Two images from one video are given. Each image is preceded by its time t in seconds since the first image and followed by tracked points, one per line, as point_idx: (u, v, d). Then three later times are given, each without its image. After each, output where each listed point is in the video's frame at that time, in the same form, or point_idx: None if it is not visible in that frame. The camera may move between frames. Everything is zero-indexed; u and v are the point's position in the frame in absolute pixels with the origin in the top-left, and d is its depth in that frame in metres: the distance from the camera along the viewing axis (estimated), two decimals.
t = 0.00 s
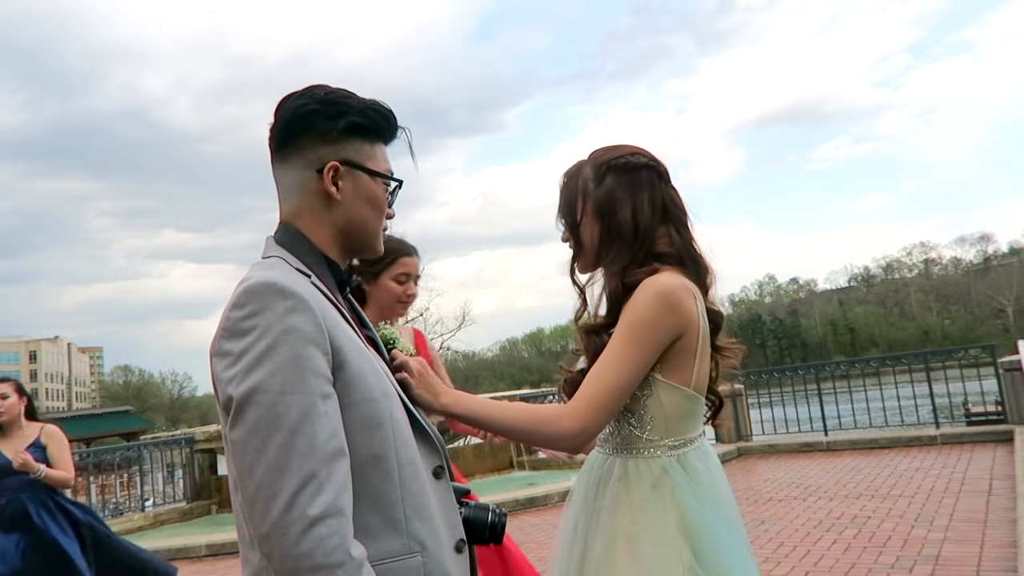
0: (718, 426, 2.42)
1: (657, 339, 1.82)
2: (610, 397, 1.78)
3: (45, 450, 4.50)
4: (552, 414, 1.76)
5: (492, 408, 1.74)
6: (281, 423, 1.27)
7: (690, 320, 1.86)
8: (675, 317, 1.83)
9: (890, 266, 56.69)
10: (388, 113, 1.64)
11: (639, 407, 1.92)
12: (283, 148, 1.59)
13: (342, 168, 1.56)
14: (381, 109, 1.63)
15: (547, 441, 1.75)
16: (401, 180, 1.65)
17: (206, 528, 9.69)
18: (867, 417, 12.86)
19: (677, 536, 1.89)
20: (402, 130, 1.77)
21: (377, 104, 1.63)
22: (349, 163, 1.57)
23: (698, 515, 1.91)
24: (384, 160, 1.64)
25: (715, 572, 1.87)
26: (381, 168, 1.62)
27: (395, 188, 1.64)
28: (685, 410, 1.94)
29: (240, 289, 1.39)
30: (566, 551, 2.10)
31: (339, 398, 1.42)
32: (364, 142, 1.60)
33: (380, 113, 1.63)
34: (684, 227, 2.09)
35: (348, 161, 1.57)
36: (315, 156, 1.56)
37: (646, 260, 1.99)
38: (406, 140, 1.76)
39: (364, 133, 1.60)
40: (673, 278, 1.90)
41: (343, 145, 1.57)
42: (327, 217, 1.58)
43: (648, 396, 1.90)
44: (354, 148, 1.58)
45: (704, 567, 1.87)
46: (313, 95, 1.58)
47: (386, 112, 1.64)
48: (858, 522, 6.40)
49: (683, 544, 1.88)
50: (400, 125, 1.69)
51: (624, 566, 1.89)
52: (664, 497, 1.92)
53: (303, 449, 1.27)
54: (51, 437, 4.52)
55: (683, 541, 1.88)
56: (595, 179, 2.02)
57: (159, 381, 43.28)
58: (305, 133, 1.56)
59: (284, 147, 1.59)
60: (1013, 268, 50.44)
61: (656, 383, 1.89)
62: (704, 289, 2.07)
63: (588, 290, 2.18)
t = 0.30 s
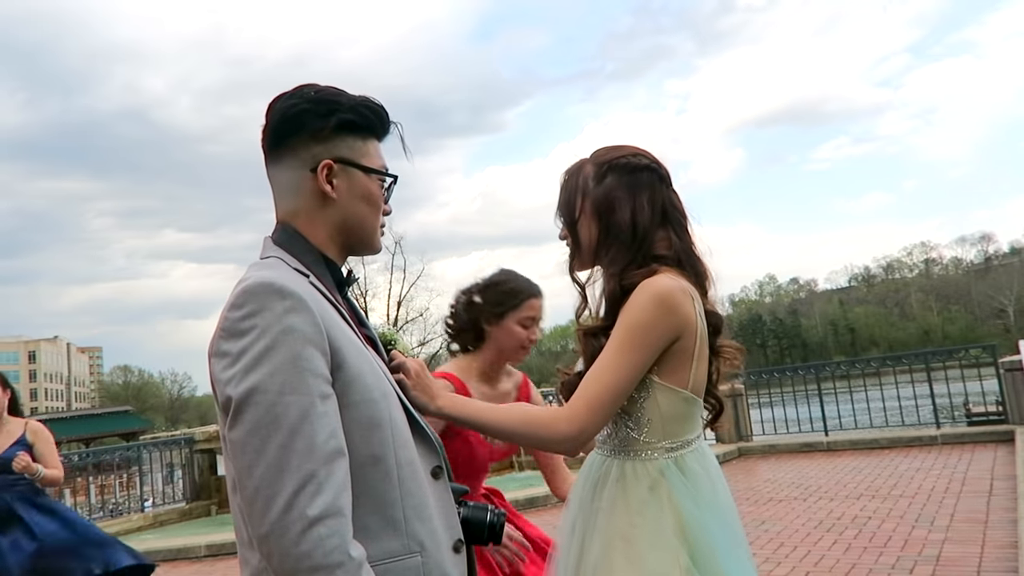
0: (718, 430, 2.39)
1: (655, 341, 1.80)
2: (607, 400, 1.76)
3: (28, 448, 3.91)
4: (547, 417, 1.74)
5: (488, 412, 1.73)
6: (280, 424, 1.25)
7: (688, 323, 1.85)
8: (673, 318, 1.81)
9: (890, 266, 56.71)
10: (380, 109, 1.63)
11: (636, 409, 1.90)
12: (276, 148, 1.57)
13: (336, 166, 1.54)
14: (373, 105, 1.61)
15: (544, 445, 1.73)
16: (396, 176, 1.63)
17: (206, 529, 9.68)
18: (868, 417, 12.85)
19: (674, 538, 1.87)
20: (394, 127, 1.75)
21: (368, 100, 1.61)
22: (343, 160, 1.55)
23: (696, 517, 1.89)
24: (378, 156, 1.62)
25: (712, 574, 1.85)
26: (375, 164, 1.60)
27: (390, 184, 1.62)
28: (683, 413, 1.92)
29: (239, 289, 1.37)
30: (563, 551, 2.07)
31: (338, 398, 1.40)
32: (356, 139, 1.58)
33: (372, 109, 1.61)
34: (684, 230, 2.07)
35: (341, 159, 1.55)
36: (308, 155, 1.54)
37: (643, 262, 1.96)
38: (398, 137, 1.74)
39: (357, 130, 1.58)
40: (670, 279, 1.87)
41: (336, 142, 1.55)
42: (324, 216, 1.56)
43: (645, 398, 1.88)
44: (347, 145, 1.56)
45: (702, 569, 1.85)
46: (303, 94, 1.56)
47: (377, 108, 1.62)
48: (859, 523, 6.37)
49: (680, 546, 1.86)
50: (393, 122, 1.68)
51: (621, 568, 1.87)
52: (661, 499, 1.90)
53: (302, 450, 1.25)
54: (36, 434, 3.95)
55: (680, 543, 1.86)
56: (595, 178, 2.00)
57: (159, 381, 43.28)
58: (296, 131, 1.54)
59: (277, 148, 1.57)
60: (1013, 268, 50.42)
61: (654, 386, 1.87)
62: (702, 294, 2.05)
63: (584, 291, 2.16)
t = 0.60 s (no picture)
0: (717, 430, 2.38)
1: (654, 342, 1.78)
2: (605, 400, 1.74)
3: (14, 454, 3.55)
4: (545, 419, 1.72)
5: (486, 414, 1.70)
6: (279, 424, 1.23)
7: (687, 323, 1.83)
8: (671, 319, 1.79)
9: (890, 266, 56.69)
10: (376, 108, 1.60)
11: (635, 410, 1.88)
12: (272, 149, 1.55)
13: (332, 166, 1.53)
14: (368, 104, 1.59)
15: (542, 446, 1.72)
16: (393, 174, 1.61)
17: (205, 529, 9.67)
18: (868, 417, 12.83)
19: (674, 539, 1.85)
20: (392, 125, 1.73)
21: (363, 99, 1.58)
22: (339, 159, 1.53)
23: (697, 517, 1.88)
24: (375, 155, 1.60)
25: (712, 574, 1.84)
26: (371, 162, 1.58)
27: (387, 183, 1.60)
28: (682, 414, 1.90)
29: (236, 289, 1.35)
30: (561, 551, 2.05)
31: (337, 398, 1.38)
32: (352, 138, 1.56)
33: (367, 108, 1.58)
34: (682, 230, 2.04)
35: (337, 158, 1.53)
36: (304, 154, 1.52)
37: (638, 263, 1.94)
38: (396, 135, 1.72)
39: (352, 129, 1.56)
40: (665, 280, 1.85)
41: (331, 141, 1.53)
42: (321, 216, 1.55)
43: (645, 399, 1.86)
44: (342, 144, 1.54)
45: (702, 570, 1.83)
46: (297, 93, 1.53)
47: (373, 107, 1.59)
48: (860, 523, 6.36)
49: (680, 547, 1.84)
50: (390, 120, 1.65)
51: (620, 568, 1.85)
52: (661, 500, 1.88)
53: (301, 449, 1.23)
54: (27, 440, 3.72)
55: (680, 544, 1.85)
56: (591, 178, 1.99)
57: (158, 381, 43.22)
58: (291, 132, 1.52)
59: (272, 149, 1.55)
60: (1013, 268, 50.36)
61: (653, 387, 1.85)
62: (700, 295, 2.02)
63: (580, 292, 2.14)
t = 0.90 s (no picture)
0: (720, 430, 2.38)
1: (651, 344, 1.78)
2: (605, 404, 1.74)
3: None
4: (545, 423, 1.73)
5: (487, 419, 1.72)
6: (276, 422, 1.25)
7: (686, 323, 1.84)
8: (669, 322, 1.80)
9: (890, 266, 56.69)
10: (368, 103, 1.60)
11: (634, 412, 1.89)
12: (266, 151, 1.56)
13: (323, 164, 1.53)
14: (359, 99, 1.58)
15: (543, 451, 1.73)
16: (387, 169, 1.61)
17: (205, 529, 9.67)
18: (867, 417, 12.84)
19: (672, 540, 1.86)
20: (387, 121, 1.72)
21: (354, 94, 1.58)
22: (330, 158, 1.54)
23: (696, 519, 1.88)
24: (370, 151, 1.60)
25: None
26: (366, 159, 1.58)
27: (382, 177, 1.60)
28: (681, 415, 1.90)
29: (235, 288, 1.37)
30: (561, 552, 2.06)
31: (337, 398, 1.39)
32: (344, 134, 1.56)
33: (358, 103, 1.58)
34: (679, 228, 2.04)
35: (328, 157, 1.54)
36: (296, 154, 1.54)
37: (633, 263, 1.95)
38: (391, 130, 1.72)
39: (344, 126, 1.56)
40: (659, 281, 1.85)
41: (323, 140, 1.54)
42: (317, 216, 1.56)
43: (644, 401, 1.87)
44: (334, 142, 1.54)
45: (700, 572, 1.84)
46: (287, 94, 1.54)
47: (363, 101, 1.59)
48: (860, 522, 6.37)
49: (679, 548, 1.85)
50: (384, 115, 1.65)
51: (619, 570, 1.86)
52: (660, 502, 1.89)
53: (298, 448, 1.24)
54: (12, 439, 2.96)
55: (679, 545, 1.86)
56: (586, 178, 2.00)
57: (158, 381, 43.19)
58: (283, 133, 1.54)
59: (267, 152, 1.56)
60: (1013, 268, 50.30)
61: (652, 389, 1.86)
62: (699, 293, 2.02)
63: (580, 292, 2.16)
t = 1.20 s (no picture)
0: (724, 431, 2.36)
1: (651, 347, 1.77)
2: (606, 408, 1.73)
3: None
4: (546, 427, 1.72)
5: (487, 420, 1.71)
6: (269, 421, 1.23)
7: (685, 324, 1.82)
8: (669, 323, 1.78)
9: (890, 266, 56.68)
10: (360, 100, 1.57)
11: (633, 415, 1.88)
12: (260, 153, 1.56)
13: (314, 165, 1.52)
14: (351, 97, 1.56)
15: (543, 455, 1.71)
16: (382, 167, 1.59)
17: (205, 529, 9.64)
18: (868, 417, 12.84)
19: (668, 545, 1.85)
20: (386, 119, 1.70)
21: (346, 93, 1.56)
22: (321, 158, 1.52)
23: (693, 524, 1.86)
24: (366, 150, 1.57)
25: None
26: (360, 158, 1.55)
27: (378, 176, 1.58)
28: (680, 418, 1.89)
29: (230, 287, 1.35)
30: (558, 552, 2.06)
31: (333, 397, 1.38)
32: (336, 134, 1.54)
33: (350, 102, 1.56)
34: (680, 227, 2.02)
35: (319, 157, 1.52)
36: (288, 156, 1.53)
37: (631, 264, 1.94)
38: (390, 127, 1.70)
39: (336, 126, 1.54)
40: (655, 283, 1.83)
41: (314, 140, 1.52)
42: (312, 216, 1.55)
43: (643, 404, 1.86)
44: (325, 141, 1.53)
45: None
46: (279, 96, 1.53)
47: (356, 99, 1.57)
48: (860, 523, 6.36)
49: (674, 553, 1.84)
50: (379, 111, 1.62)
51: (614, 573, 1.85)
52: (657, 505, 1.88)
53: (291, 447, 1.22)
54: None
55: (675, 550, 1.84)
56: (586, 178, 1.99)
57: (158, 381, 43.13)
58: (276, 135, 1.53)
59: (262, 154, 1.56)
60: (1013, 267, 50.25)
61: (652, 391, 1.85)
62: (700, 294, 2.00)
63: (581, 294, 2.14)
